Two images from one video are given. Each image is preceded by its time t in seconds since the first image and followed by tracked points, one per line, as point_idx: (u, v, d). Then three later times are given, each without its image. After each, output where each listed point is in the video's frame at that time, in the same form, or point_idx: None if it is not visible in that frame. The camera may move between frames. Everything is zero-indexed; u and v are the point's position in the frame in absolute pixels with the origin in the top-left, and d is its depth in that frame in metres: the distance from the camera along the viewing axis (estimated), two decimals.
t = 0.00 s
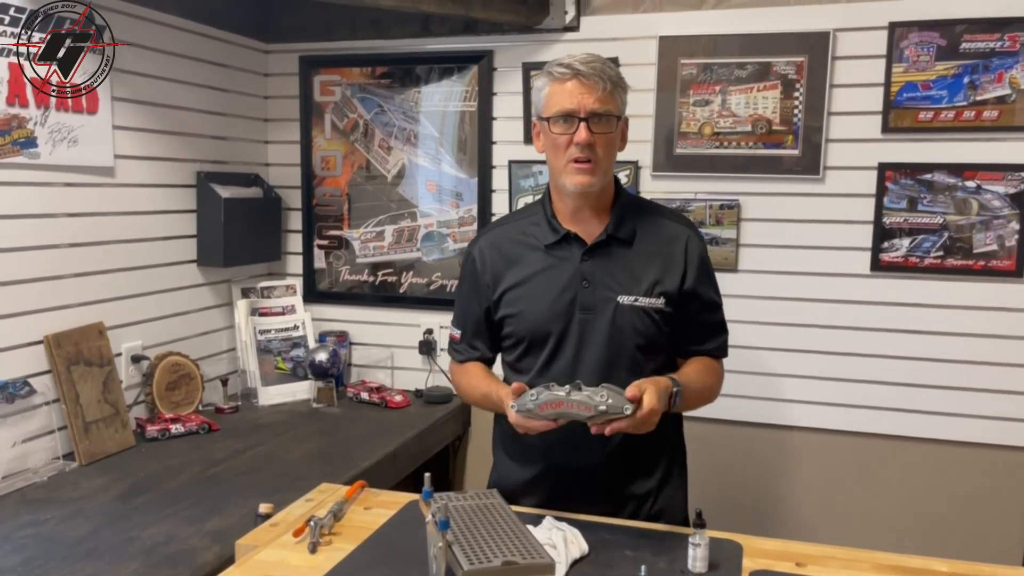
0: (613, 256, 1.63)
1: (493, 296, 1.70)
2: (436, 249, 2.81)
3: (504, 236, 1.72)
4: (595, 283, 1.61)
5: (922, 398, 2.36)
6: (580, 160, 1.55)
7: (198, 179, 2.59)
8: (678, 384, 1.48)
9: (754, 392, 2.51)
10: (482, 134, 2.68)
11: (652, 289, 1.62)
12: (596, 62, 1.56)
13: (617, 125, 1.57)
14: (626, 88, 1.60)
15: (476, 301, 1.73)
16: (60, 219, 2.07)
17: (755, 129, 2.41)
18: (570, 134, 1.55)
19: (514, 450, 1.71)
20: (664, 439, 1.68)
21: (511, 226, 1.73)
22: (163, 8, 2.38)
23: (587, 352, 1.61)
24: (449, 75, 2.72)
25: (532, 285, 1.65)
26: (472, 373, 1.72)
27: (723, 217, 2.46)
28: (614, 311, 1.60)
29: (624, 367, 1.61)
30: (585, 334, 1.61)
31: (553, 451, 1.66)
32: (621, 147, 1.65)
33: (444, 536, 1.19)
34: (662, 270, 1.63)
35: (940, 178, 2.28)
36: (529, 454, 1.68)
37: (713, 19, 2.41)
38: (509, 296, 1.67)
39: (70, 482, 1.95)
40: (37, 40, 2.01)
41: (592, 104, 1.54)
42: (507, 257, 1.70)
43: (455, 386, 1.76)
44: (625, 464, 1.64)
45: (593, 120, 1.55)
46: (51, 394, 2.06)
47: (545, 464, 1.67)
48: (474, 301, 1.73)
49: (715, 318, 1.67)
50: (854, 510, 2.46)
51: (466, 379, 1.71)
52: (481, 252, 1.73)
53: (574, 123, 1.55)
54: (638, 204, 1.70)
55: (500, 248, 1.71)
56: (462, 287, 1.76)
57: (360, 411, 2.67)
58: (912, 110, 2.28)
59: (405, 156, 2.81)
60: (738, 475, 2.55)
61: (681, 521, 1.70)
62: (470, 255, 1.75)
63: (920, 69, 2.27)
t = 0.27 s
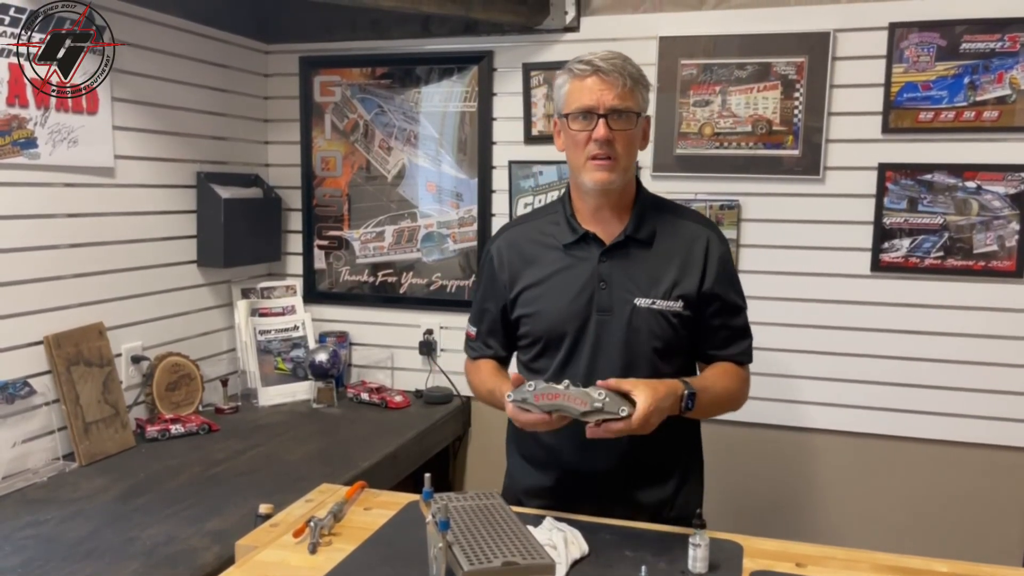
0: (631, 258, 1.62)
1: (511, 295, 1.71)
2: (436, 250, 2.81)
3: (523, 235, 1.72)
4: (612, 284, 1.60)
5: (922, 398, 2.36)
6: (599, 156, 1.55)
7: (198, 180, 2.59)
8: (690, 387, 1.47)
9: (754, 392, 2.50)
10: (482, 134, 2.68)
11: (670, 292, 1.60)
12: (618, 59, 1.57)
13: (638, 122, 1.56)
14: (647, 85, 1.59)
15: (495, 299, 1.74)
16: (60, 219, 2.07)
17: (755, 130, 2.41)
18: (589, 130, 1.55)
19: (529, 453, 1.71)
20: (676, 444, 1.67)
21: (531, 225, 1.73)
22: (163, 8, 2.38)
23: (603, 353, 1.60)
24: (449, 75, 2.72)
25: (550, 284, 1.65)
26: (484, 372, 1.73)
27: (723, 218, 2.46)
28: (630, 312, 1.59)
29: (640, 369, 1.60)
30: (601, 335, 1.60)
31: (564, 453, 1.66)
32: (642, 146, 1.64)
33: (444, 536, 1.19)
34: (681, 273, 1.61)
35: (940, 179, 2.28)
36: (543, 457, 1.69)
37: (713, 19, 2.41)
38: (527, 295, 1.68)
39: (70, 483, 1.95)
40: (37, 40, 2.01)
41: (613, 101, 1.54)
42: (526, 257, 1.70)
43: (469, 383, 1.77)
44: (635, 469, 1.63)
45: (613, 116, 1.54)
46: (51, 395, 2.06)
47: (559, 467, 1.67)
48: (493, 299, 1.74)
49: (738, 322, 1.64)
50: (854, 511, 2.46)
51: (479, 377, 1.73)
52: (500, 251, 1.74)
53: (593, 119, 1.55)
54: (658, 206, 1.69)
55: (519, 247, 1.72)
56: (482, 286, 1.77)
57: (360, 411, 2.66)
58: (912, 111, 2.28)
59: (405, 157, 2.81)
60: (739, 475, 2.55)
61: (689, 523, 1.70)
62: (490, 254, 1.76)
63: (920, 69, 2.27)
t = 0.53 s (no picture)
0: (631, 261, 1.62)
1: (512, 296, 1.71)
2: (436, 250, 2.80)
3: (526, 236, 1.72)
4: (612, 287, 1.60)
5: (922, 398, 2.36)
6: (607, 154, 1.54)
7: (198, 180, 2.59)
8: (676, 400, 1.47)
9: (754, 393, 2.50)
10: (482, 134, 2.68)
11: (671, 296, 1.59)
12: (628, 60, 1.57)
13: (645, 122, 1.56)
14: (655, 87, 1.60)
15: (497, 299, 1.74)
16: (60, 219, 2.07)
17: (755, 130, 2.41)
18: (597, 128, 1.55)
19: (531, 453, 1.71)
20: (677, 446, 1.66)
21: (534, 225, 1.73)
22: (163, 8, 2.38)
23: (603, 356, 1.60)
24: (449, 75, 2.72)
25: (551, 286, 1.65)
26: (486, 366, 1.72)
27: (723, 218, 2.46)
28: (630, 315, 1.59)
29: (640, 372, 1.60)
30: (601, 338, 1.60)
31: (566, 453, 1.66)
32: (647, 148, 1.64)
33: (444, 536, 1.19)
34: (682, 278, 1.61)
35: (940, 179, 2.28)
36: (545, 458, 1.68)
37: (713, 19, 2.41)
38: (529, 296, 1.68)
39: (70, 483, 1.95)
40: (37, 40, 2.01)
41: (622, 99, 1.54)
42: (528, 258, 1.70)
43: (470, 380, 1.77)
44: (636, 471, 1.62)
45: (622, 115, 1.54)
46: (51, 395, 2.06)
47: (561, 467, 1.67)
48: (495, 298, 1.74)
49: (739, 328, 1.64)
50: (854, 511, 2.46)
51: (481, 372, 1.72)
52: (503, 251, 1.74)
53: (601, 117, 1.54)
54: (661, 209, 1.69)
55: (521, 248, 1.72)
56: (484, 285, 1.77)
57: (360, 412, 2.66)
58: (912, 111, 2.28)
59: (405, 157, 2.80)
60: (739, 476, 2.55)
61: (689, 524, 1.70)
62: (492, 253, 1.77)
63: (920, 70, 2.27)
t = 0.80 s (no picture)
0: (629, 261, 1.62)
1: (511, 296, 1.71)
2: (436, 250, 2.81)
3: (524, 236, 1.72)
4: (610, 287, 1.60)
5: (921, 398, 2.36)
6: (602, 154, 1.54)
7: (198, 179, 2.59)
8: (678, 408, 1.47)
9: (754, 393, 2.51)
10: (482, 134, 2.68)
11: (669, 296, 1.60)
12: (620, 59, 1.57)
13: (640, 121, 1.56)
14: (648, 86, 1.60)
15: (495, 299, 1.74)
16: (60, 219, 2.07)
17: (755, 130, 2.41)
18: (591, 128, 1.55)
19: (531, 454, 1.71)
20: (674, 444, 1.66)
21: (531, 225, 1.73)
22: (163, 8, 2.38)
23: (602, 356, 1.60)
24: (449, 75, 2.72)
25: (549, 286, 1.65)
26: (486, 365, 1.73)
27: (723, 218, 2.46)
28: (628, 315, 1.59)
29: (639, 372, 1.60)
30: (600, 338, 1.60)
31: (566, 453, 1.65)
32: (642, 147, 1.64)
33: (444, 536, 1.19)
34: (680, 277, 1.61)
35: (940, 179, 2.28)
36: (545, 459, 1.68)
37: (713, 19, 2.41)
38: (527, 296, 1.68)
39: (70, 483, 1.95)
40: (37, 40, 2.01)
41: (615, 99, 1.54)
42: (526, 258, 1.70)
43: (470, 381, 1.77)
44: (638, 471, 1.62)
45: (616, 114, 1.54)
46: (51, 395, 2.06)
47: (562, 467, 1.66)
48: (493, 299, 1.74)
49: (737, 327, 1.64)
50: (854, 511, 2.46)
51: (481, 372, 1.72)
52: (500, 252, 1.74)
53: (595, 117, 1.54)
54: (658, 209, 1.69)
55: (519, 248, 1.72)
56: (482, 286, 1.78)
57: (360, 411, 2.66)
58: (912, 111, 2.28)
59: (405, 157, 2.81)
60: (740, 476, 2.55)
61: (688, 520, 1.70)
62: (490, 254, 1.77)
63: (920, 70, 2.27)
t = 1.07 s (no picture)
0: (628, 260, 1.62)
1: (509, 296, 1.71)
2: (436, 250, 2.81)
3: (522, 236, 1.72)
4: (610, 286, 1.60)
5: (921, 398, 2.36)
6: (600, 152, 1.54)
7: (198, 179, 2.59)
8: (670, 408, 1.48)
9: (754, 393, 2.50)
10: (482, 134, 2.68)
11: (668, 294, 1.60)
12: (617, 59, 1.58)
13: (637, 120, 1.57)
14: (645, 86, 1.60)
15: (494, 300, 1.74)
16: (60, 219, 2.07)
17: (755, 129, 2.41)
18: (590, 127, 1.55)
19: (531, 453, 1.70)
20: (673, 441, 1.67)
21: (529, 226, 1.73)
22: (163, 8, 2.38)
23: (602, 356, 1.60)
24: (449, 75, 2.72)
25: (548, 286, 1.65)
26: (484, 365, 1.72)
27: (723, 218, 2.46)
28: (628, 314, 1.59)
29: (638, 372, 1.60)
30: (599, 337, 1.60)
31: (566, 452, 1.65)
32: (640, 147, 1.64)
33: (444, 536, 1.19)
34: (679, 276, 1.61)
35: (940, 178, 2.28)
36: (545, 458, 1.68)
37: (713, 19, 2.41)
38: (526, 296, 1.68)
39: (70, 483, 1.95)
40: (37, 40, 2.00)
41: (613, 98, 1.54)
42: (524, 258, 1.70)
43: (466, 381, 1.76)
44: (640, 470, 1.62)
45: (614, 113, 1.54)
46: (51, 394, 2.06)
47: (562, 467, 1.66)
48: (492, 299, 1.74)
49: (735, 325, 1.65)
50: (854, 511, 2.46)
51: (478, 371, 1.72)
52: (499, 252, 1.74)
53: (594, 116, 1.55)
54: (656, 209, 1.69)
55: (518, 248, 1.72)
56: (481, 286, 1.77)
57: (360, 411, 2.66)
58: (912, 111, 2.28)
59: (405, 157, 2.81)
60: (740, 476, 2.55)
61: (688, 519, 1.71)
62: (489, 254, 1.77)
63: (920, 70, 2.27)
